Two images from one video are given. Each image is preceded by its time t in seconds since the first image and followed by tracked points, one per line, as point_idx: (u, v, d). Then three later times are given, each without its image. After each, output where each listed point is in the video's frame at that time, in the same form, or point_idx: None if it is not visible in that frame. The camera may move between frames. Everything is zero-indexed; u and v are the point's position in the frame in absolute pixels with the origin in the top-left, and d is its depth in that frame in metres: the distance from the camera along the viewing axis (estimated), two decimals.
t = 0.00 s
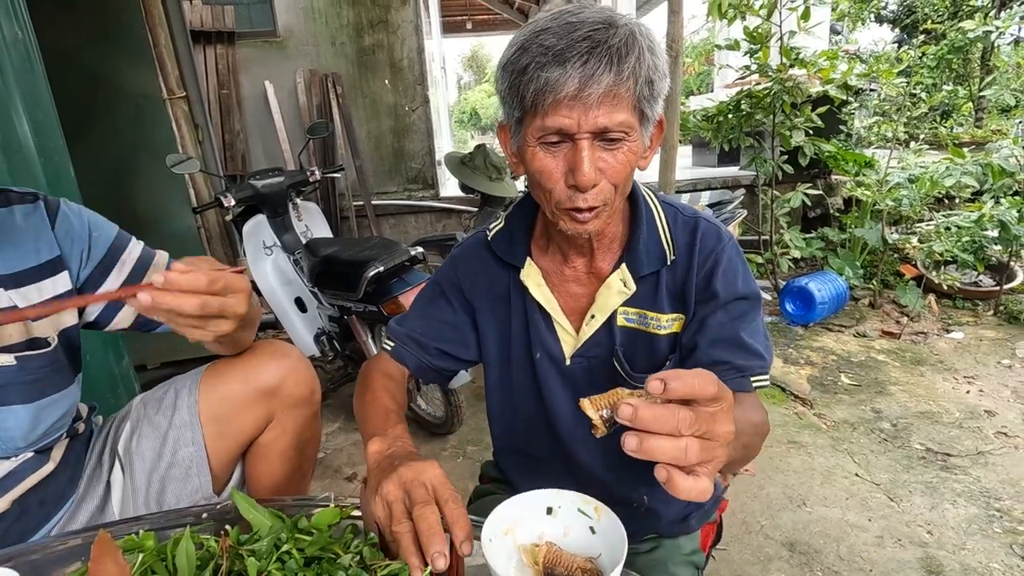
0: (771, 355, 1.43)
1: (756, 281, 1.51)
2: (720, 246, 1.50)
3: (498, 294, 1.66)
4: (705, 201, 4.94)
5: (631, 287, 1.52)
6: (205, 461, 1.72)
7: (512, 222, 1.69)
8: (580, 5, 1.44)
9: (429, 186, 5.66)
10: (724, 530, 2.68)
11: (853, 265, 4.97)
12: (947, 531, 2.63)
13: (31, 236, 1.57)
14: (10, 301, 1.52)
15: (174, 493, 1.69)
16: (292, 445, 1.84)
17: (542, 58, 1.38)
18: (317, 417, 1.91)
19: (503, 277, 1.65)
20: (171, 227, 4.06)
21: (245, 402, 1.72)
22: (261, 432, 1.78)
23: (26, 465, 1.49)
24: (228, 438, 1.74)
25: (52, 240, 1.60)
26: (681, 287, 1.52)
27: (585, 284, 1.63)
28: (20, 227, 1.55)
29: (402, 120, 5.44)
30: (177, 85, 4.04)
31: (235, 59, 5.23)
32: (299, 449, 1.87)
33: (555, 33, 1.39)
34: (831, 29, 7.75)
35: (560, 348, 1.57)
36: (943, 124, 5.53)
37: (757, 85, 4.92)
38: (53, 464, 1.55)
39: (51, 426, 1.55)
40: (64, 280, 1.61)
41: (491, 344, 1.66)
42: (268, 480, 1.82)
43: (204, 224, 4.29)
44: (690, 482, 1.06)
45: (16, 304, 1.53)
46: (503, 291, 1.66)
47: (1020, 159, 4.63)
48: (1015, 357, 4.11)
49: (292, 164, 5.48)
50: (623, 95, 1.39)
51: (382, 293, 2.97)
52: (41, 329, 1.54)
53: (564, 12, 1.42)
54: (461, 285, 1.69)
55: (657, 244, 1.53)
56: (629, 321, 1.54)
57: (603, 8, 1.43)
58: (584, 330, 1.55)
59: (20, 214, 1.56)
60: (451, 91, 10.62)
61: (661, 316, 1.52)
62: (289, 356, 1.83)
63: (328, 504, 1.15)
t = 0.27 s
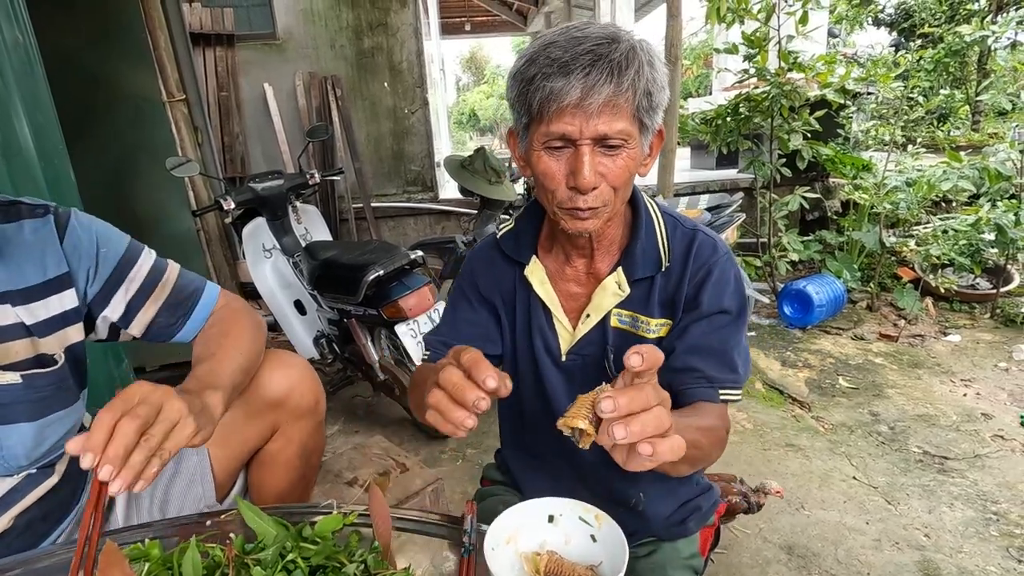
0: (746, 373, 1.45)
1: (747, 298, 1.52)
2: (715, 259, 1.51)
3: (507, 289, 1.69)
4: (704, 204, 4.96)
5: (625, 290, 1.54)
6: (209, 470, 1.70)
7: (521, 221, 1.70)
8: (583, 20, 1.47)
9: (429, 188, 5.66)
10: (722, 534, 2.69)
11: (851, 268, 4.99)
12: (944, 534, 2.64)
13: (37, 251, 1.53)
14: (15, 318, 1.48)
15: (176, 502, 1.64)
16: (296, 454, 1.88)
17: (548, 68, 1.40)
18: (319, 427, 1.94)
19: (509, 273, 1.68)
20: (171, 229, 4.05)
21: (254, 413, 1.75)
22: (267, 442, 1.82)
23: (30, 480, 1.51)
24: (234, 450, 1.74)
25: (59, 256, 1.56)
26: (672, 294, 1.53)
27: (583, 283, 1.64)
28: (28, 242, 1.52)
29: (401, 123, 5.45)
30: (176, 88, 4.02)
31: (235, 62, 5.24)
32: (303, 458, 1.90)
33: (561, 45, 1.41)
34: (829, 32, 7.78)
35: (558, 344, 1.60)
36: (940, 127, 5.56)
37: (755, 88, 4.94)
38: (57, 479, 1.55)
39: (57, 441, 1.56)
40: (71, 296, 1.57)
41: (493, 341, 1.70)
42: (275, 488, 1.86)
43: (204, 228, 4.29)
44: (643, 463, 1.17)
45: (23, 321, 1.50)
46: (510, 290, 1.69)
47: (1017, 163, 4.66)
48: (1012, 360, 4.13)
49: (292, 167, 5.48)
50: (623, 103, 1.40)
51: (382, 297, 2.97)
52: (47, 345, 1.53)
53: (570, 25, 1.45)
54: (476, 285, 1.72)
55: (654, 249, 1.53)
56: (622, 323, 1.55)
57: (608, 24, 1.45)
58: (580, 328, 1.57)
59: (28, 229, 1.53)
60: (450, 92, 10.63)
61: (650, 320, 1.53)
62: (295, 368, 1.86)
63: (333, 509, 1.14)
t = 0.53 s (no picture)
0: (748, 372, 1.47)
1: (750, 300, 1.53)
2: (717, 262, 1.52)
3: (518, 289, 1.67)
4: (703, 206, 4.97)
5: (631, 292, 1.54)
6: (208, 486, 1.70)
7: (530, 225, 1.71)
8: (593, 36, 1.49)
9: (428, 190, 5.66)
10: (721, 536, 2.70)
11: (849, 270, 5.01)
12: (942, 537, 2.65)
13: (30, 257, 1.55)
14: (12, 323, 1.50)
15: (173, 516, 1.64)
16: (297, 467, 1.86)
17: (557, 82, 1.42)
18: (323, 441, 1.91)
19: (519, 273, 1.68)
20: (171, 230, 4.08)
21: (252, 430, 1.73)
22: (267, 457, 1.81)
23: (29, 487, 1.50)
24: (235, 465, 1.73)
25: (53, 261, 1.57)
26: (677, 296, 1.54)
27: (591, 286, 1.65)
28: (22, 249, 1.54)
29: (401, 125, 5.45)
30: (176, 90, 3.92)
31: (235, 63, 5.25)
32: (304, 471, 1.88)
33: (570, 59, 1.43)
34: (828, 35, 7.82)
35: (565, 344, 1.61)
36: (938, 130, 5.58)
37: (754, 91, 4.96)
38: (57, 485, 1.55)
39: (56, 447, 1.56)
40: (65, 302, 1.58)
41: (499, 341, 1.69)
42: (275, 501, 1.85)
43: (203, 229, 4.15)
44: (651, 439, 1.17)
45: (20, 327, 1.51)
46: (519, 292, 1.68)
47: (1014, 166, 4.68)
48: (1009, 363, 4.15)
49: (291, 168, 5.49)
50: (629, 117, 1.41)
51: (382, 299, 2.98)
52: (45, 351, 1.54)
53: (579, 41, 1.47)
54: (490, 285, 1.69)
55: (658, 252, 1.54)
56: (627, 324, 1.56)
57: (616, 40, 1.47)
58: (587, 329, 1.57)
59: (22, 236, 1.55)
60: (450, 95, 10.66)
61: (655, 321, 1.54)
62: (297, 382, 1.83)
63: (335, 513, 1.15)
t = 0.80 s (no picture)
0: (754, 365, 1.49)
1: (749, 297, 1.56)
2: (718, 261, 1.54)
3: (521, 287, 1.68)
4: (701, 208, 4.98)
5: (635, 291, 1.54)
6: (203, 486, 1.70)
7: (533, 225, 1.71)
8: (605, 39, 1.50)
9: (427, 192, 5.65)
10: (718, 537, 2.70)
11: (847, 272, 5.02)
12: (938, 538, 2.66)
13: (27, 256, 1.56)
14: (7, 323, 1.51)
15: (169, 512, 1.67)
16: (292, 470, 1.80)
17: (570, 82, 1.43)
18: (319, 442, 1.88)
19: (523, 272, 1.68)
20: (170, 231, 4.03)
21: (241, 431, 1.70)
22: (261, 460, 1.76)
23: (21, 489, 1.50)
24: (228, 465, 1.72)
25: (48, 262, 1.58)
26: (680, 294, 1.54)
27: (594, 286, 1.67)
28: (17, 248, 1.56)
29: (400, 126, 5.46)
30: (174, 91, 4.15)
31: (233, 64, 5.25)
32: (300, 473, 1.85)
33: (584, 61, 1.44)
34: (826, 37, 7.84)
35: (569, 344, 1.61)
36: (936, 133, 5.60)
37: (751, 93, 4.97)
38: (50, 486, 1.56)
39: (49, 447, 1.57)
40: (61, 300, 1.58)
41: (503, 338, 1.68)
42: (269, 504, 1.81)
43: (201, 229, 4.30)
44: (664, 423, 1.17)
45: (13, 326, 1.52)
46: (523, 292, 1.68)
47: (1010, 168, 4.70)
48: (1006, 365, 4.16)
49: (289, 169, 5.50)
50: (639, 118, 1.43)
51: (380, 300, 2.99)
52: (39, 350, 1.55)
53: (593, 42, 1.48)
54: (494, 286, 1.69)
55: (662, 250, 1.55)
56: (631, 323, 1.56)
57: (629, 44, 1.48)
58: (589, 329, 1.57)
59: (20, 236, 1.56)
60: (449, 96, 10.68)
61: (660, 320, 1.55)
62: (294, 383, 1.81)
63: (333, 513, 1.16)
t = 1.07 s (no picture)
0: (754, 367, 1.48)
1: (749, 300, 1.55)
2: (720, 264, 1.54)
3: (523, 288, 1.67)
4: (700, 210, 4.98)
5: (637, 292, 1.56)
6: (202, 484, 1.70)
7: (537, 226, 1.71)
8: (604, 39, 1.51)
9: (426, 192, 5.66)
10: (716, 538, 2.70)
11: (845, 273, 5.03)
12: (936, 539, 2.67)
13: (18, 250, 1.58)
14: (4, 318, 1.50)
15: (170, 512, 1.67)
16: (290, 468, 1.81)
17: (558, 77, 1.45)
18: (316, 441, 1.88)
19: (525, 272, 1.68)
20: (170, 231, 4.04)
21: (241, 428, 1.70)
22: (260, 457, 1.77)
23: (25, 485, 1.49)
24: (226, 462, 1.73)
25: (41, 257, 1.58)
26: (681, 296, 1.54)
27: (596, 287, 1.67)
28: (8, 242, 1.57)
29: (399, 127, 5.46)
30: (173, 91, 4.07)
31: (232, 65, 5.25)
32: (298, 472, 1.84)
33: (574, 57, 1.46)
34: (825, 39, 7.86)
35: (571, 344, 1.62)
36: (934, 135, 5.61)
37: (750, 95, 4.98)
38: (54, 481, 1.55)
39: (53, 442, 1.56)
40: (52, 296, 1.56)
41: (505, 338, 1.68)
42: (267, 502, 1.81)
43: (201, 231, 4.26)
44: (655, 416, 1.17)
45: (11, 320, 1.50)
46: (524, 292, 1.68)
47: (1007, 170, 4.72)
48: (1004, 366, 4.17)
49: (288, 170, 5.49)
50: (622, 113, 1.42)
51: (379, 301, 2.99)
52: (37, 345, 1.54)
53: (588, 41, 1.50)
54: (496, 287, 1.69)
55: (664, 252, 1.56)
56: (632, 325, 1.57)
57: (625, 43, 1.49)
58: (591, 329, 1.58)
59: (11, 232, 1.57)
60: (448, 97, 10.70)
61: (661, 321, 1.55)
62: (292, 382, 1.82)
63: (332, 514, 1.16)
